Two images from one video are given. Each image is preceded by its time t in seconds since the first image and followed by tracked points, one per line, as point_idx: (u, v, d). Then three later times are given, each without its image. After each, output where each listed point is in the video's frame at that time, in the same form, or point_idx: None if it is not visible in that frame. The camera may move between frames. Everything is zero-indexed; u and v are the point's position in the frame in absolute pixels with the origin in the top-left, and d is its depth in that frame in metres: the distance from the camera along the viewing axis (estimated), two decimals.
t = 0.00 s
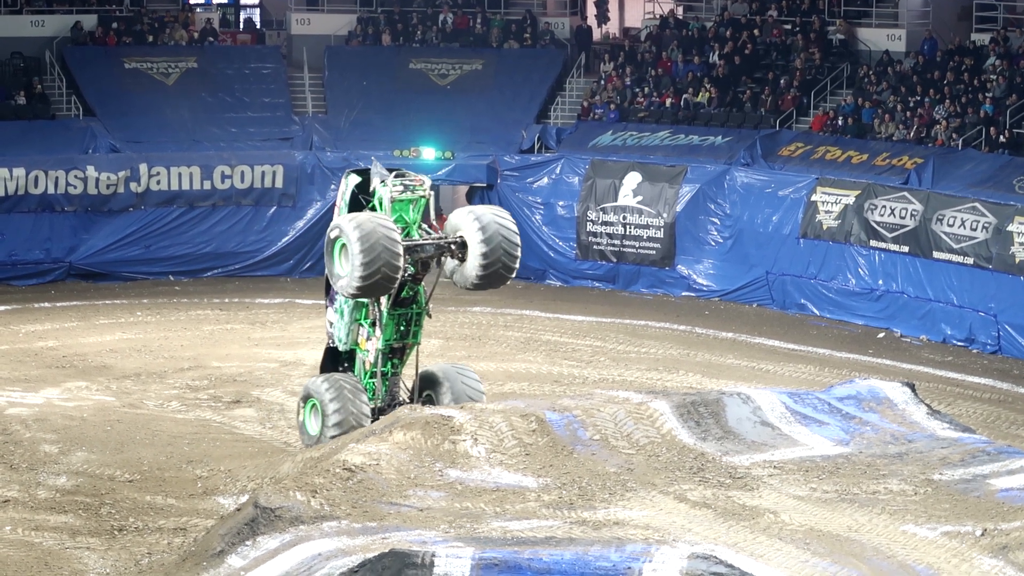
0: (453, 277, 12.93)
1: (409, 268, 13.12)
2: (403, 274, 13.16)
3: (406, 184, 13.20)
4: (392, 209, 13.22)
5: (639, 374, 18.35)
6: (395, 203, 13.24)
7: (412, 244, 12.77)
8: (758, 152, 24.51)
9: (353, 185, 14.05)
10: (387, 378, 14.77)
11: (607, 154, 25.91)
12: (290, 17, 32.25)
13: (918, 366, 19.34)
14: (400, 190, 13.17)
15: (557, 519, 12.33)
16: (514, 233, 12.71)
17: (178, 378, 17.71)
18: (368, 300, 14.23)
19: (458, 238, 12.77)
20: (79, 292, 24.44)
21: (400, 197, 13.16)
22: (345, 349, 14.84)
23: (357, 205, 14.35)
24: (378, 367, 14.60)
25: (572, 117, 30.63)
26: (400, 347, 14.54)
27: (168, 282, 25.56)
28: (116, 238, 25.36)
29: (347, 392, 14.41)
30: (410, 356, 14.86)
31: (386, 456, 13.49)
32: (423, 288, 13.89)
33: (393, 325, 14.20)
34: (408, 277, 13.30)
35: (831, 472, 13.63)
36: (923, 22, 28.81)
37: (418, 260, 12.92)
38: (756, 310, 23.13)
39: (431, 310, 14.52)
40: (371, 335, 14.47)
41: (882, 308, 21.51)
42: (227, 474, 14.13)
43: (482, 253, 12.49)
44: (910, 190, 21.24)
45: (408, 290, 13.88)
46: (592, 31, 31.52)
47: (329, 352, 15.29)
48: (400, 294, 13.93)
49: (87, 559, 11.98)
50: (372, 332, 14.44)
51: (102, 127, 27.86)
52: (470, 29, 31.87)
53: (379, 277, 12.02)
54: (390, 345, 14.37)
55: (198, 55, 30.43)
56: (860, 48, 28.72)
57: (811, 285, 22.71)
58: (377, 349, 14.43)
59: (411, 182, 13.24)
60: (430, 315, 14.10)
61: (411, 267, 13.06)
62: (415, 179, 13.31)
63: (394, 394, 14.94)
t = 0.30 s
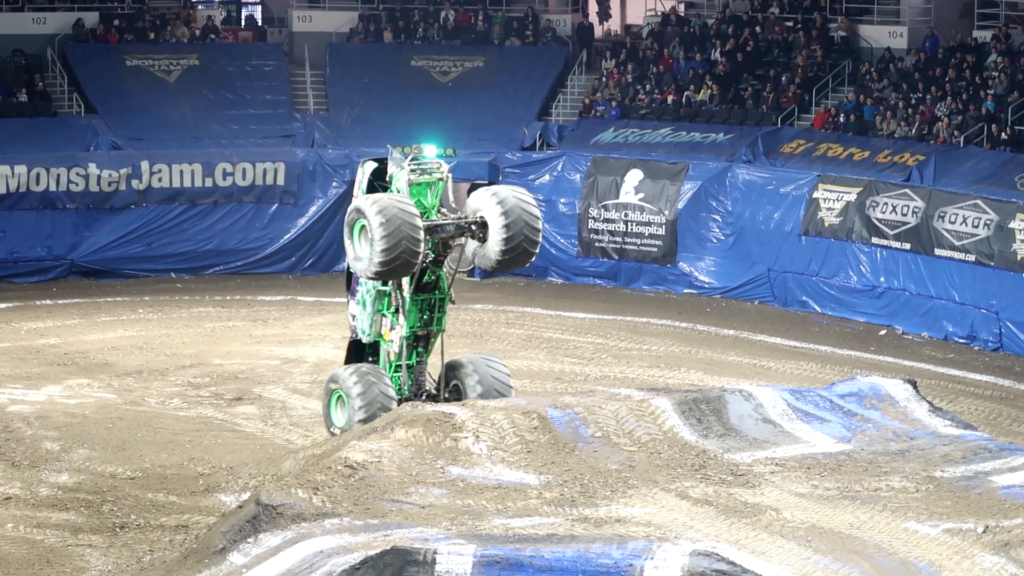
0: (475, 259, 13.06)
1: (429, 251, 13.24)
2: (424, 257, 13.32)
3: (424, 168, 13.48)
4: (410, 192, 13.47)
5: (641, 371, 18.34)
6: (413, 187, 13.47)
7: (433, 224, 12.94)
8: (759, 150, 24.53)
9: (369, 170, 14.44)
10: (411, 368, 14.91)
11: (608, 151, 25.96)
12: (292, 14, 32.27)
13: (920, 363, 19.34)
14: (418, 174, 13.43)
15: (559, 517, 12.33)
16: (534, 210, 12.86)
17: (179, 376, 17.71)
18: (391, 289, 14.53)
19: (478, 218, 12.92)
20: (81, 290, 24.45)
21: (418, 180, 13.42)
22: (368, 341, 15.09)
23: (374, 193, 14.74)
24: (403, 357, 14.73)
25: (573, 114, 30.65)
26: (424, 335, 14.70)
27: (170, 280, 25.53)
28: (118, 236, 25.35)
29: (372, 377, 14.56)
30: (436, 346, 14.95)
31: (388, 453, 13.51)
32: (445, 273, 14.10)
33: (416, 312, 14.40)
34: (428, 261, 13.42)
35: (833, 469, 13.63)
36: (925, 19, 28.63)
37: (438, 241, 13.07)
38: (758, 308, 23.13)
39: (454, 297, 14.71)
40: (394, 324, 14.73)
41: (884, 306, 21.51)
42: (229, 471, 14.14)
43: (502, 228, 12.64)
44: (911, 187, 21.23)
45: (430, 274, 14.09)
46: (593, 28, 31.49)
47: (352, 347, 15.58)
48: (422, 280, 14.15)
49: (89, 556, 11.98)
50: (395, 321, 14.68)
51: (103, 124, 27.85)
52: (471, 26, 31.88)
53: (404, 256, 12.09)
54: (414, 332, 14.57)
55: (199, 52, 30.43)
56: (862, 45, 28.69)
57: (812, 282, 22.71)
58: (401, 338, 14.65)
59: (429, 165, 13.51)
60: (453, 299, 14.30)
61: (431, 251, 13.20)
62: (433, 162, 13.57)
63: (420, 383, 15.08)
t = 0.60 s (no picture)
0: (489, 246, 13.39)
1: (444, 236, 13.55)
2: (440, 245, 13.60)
3: (438, 155, 13.66)
4: (424, 178, 13.71)
5: (641, 369, 18.33)
6: (428, 174, 13.71)
7: (448, 211, 13.21)
8: (759, 147, 24.45)
9: (383, 159, 14.62)
10: (427, 358, 15.06)
11: (608, 150, 25.89)
12: (292, 11, 32.31)
13: (918, 361, 19.34)
14: (431, 161, 13.63)
15: (559, 515, 12.33)
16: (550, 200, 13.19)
17: (179, 374, 17.70)
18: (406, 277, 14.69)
19: (494, 205, 13.24)
20: (80, 288, 24.44)
21: (431, 167, 13.63)
22: (384, 332, 15.23)
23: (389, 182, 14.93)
24: (419, 347, 14.92)
25: (573, 112, 30.65)
26: (440, 324, 14.90)
27: (169, 277, 25.53)
28: (118, 233, 25.35)
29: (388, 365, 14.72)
30: (451, 335, 15.15)
31: (387, 451, 13.53)
32: (460, 260, 14.28)
33: (432, 301, 14.57)
34: (444, 246, 13.68)
35: (833, 467, 13.63)
36: (924, 17, 28.65)
37: (453, 227, 13.34)
38: (757, 306, 23.13)
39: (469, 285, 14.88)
40: (411, 313, 14.89)
41: (883, 303, 21.51)
42: (228, 469, 14.15)
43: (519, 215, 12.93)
44: (911, 185, 21.24)
45: (446, 262, 14.25)
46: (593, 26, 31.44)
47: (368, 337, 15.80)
48: (438, 267, 14.32)
49: (88, 554, 11.98)
50: (411, 310, 14.84)
51: (103, 122, 27.84)
52: (471, 24, 31.89)
53: (419, 244, 12.34)
54: (431, 321, 14.75)
55: (199, 50, 30.43)
56: (862, 43, 28.73)
57: (812, 280, 22.71)
58: (417, 327, 14.78)
59: (443, 152, 13.68)
60: (469, 287, 14.44)
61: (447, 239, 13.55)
62: (447, 149, 13.72)
63: (437, 372, 15.13)
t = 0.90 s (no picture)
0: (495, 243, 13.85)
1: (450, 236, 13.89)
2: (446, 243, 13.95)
3: (445, 153, 13.94)
4: (432, 176, 14.01)
5: (632, 378, 18.33)
6: (434, 172, 14.02)
7: (456, 210, 13.49)
8: (750, 154, 24.26)
9: (392, 156, 14.61)
10: (433, 358, 15.28)
11: (599, 157, 25.64)
12: (282, 19, 32.41)
13: (908, 368, 19.35)
14: (439, 159, 13.93)
15: (549, 523, 12.33)
16: (558, 198, 13.48)
17: (169, 382, 17.68)
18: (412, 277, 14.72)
19: (501, 204, 13.57)
20: (70, 295, 24.44)
21: (438, 165, 13.93)
22: (390, 330, 15.23)
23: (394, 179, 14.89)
24: (426, 345, 15.03)
25: (564, 120, 30.62)
26: (447, 323, 15.00)
27: (159, 285, 25.54)
28: (108, 241, 25.33)
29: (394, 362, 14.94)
30: (457, 335, 15.31)
31: (377, 459, 13.54)
32: (467, 260, 14.41)
33: (439, 300, 14.70)
34: (450, 246, 14.03)
35: (823, 475, 13.63)
36: (915, 24, 28.91)
37: (460, 226, 13.64)
38: (747, 313, 23.13)
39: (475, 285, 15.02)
40: (417, 313, 14.95)
41: (873, 311, 21.53)
42: (219, 477, 14.13)
43: (525, 221, 13.29)
44: (900, 192, 21.25)
45: (453, 262, 14.42)
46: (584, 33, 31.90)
47: (372, 336, 15.77)
48: (444, 267, 14.46)
49: (78, 562, 11.98)
50: (417, 310, 14.90)
51: (93, 128, 27.82)
52: (461, 31, 31.95)
53: (428, 236, 12.70)
54: (437, 320, 14.85)
55: (190, 57, 30.44)
56: (852, 50, 28.88)
57: (801, 288, 22.72)
58: (423, 326, 14.87)
59: (449, 150, 13.95)
60: (476, 286, 14.58)
61: (453, 237, 13.89)
62: (454, 147, 13.99)
63: (442, 371, 15.37)
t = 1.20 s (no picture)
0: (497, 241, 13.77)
1: (451, 231, 13.92)
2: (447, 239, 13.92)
3: (446, 149, 13.99)
4: (433, 171, 14.03)
5: (620, 384, 18.33)
6: (435, 168, 14.04)
7: (456, 206, 13.53)
8: (738, 161, 24.46)
9: (391, 151, 14.63)
10: (435, 356, 15.21)
11: (588, 163, 25.78)
12: (270, 26, 32.49)
13: (898, 374, 19.37)
14: (439, 155, 13.95)
15: (537, 529, 12.33)
16: (559, 192, 13.41)
17: (157, 388, 17.66)
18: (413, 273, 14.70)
19: (502, 199, 13.55)
20: (58, 302, 24.43)
21: (439, 161, 13.95)
22: (390, 327, 15.24)
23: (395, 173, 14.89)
24: (427, 342, 14.98)
25: (552, 126, 30.72)
26: (447, 320, 14.96)
27: (147, 292, 25.50)
28: (94, 249, 25.33)
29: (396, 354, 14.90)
30: (458, 333, 15.26)
31: (366, 466, 13.53)
32: (468, 256, 14.43)
33: (439, 297, 14.69)
34: (451, 240, 14.04)
35: (811, 481, 13.64)
36: (902, 31, 29.07)
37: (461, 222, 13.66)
38: (736, 320, 23.12)
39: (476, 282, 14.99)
40: (417, 310, 14.93)
41: (862, 318, 21.54)
42: (207, 484, 14.12)
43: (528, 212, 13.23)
44: (888, 200, 21.27)
45: (453, 258, 14.40)
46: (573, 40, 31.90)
47: (373, 333, 15.76)
48: (445, 263, 14.45)
49: (66, 569, 11.98)
50: (417, 307, 14.89)
51: (81, 135, 27.81)
52: (450, 38, 32.05)
53: (428, 229, 12.73)
54: (437, 317, 14.83)
55: (178, 65, 30.43)
56: (840, 57, 28.51)
57: (790, 295, 22.71)
58: (424, 323, 14.84)
59: (451, 145, 14.00)
60: (477, 282, 14.58)
61: (455, 233, 13.94)
62: (454, 142, 14.05)
63: (443, 368, 15.33)
